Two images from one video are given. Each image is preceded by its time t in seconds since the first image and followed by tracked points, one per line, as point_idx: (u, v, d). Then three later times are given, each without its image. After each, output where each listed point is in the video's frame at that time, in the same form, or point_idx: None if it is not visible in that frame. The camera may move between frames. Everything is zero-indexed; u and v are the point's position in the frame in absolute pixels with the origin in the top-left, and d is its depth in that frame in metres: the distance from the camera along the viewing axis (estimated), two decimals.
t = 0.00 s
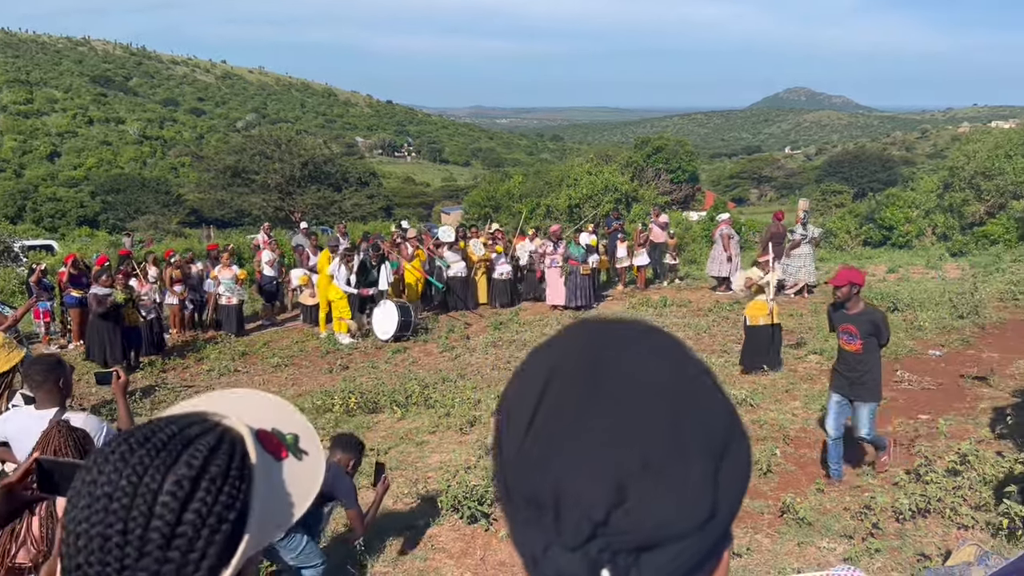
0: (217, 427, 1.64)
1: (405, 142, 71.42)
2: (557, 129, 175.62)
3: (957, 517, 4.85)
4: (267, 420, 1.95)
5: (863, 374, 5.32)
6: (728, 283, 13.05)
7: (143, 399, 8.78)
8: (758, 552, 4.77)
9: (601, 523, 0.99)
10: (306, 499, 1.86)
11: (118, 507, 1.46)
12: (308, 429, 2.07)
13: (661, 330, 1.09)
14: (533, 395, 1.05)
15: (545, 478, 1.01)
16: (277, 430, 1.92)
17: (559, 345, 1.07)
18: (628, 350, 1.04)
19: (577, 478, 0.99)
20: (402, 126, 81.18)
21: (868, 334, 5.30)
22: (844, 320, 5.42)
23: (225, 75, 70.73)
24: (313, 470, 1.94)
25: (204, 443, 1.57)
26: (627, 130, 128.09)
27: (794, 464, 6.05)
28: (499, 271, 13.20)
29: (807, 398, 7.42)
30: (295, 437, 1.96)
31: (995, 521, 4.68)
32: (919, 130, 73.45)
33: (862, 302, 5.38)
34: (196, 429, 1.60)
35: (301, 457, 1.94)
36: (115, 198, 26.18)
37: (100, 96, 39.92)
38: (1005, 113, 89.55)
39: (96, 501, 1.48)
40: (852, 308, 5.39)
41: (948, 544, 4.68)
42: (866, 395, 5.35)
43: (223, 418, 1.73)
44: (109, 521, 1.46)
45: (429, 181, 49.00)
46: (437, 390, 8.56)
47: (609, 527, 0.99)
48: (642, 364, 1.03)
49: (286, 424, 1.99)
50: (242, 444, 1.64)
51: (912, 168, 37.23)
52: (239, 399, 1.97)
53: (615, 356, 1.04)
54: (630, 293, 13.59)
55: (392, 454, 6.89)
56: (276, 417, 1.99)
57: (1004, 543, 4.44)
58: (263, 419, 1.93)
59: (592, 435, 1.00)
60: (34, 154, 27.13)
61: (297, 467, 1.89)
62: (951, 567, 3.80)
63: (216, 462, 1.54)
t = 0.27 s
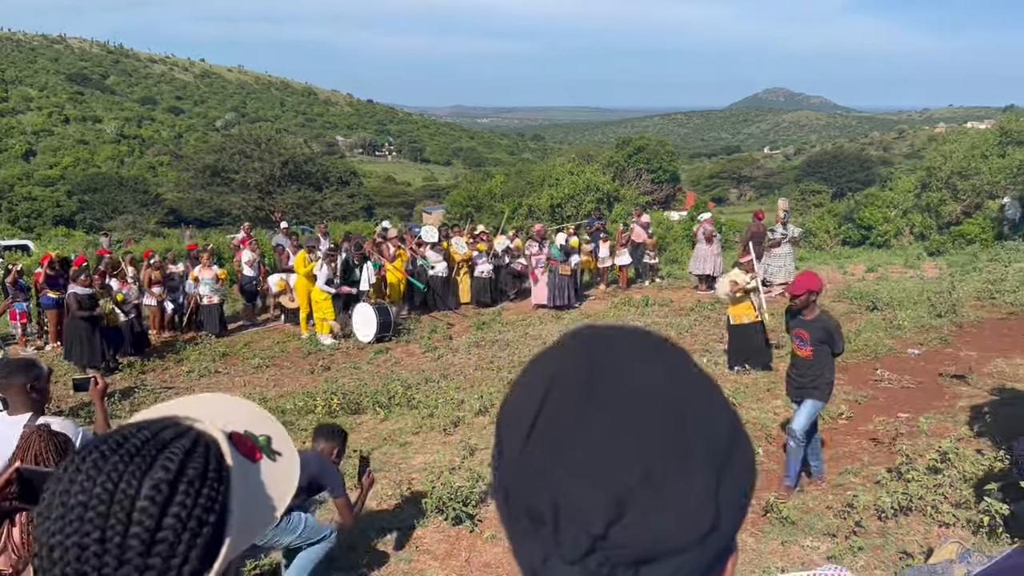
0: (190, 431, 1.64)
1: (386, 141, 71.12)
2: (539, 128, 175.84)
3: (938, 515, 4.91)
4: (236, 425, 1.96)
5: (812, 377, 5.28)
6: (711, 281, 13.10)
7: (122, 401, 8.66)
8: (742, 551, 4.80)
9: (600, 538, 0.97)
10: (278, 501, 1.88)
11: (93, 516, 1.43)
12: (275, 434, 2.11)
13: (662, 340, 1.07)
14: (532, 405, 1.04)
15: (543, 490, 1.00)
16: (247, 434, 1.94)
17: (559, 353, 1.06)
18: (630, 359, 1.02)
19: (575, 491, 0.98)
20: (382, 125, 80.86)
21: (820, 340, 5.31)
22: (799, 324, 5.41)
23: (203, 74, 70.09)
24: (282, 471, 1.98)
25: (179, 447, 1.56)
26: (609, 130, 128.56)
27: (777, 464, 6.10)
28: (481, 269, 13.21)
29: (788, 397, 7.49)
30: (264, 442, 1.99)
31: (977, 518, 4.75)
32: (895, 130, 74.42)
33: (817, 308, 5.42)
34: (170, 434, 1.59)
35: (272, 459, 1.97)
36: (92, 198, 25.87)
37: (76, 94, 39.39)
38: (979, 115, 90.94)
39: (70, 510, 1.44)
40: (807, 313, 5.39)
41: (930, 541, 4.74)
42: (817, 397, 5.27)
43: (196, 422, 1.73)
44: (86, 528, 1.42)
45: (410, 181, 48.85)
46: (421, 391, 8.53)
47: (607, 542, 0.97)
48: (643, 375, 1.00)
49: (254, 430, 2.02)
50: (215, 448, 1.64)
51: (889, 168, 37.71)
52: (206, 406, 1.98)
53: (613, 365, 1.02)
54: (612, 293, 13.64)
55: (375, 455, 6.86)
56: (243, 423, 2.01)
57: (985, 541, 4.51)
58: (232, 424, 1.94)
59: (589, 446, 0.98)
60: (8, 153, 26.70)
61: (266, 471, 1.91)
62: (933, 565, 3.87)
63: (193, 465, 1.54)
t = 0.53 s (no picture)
0: (220, 422, 1.62)
1: (365, 140, 70.69)
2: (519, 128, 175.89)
3: (917, 511, 4.98)
4: (262, 417, 1.94)
5: (756, 386, 5.37)
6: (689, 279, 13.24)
7: (98, 403, 8.54)
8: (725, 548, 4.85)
9: (596, 540, 0.96)
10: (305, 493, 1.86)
11: (130, 503, 1.41)
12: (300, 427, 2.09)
13: (659, 340, 1.08)
14: (526, 409, 1.04)
15: (538, 491, 1.00)
16: (272, 427, 1.92)
17: (553, 355, 1.06)
18: (625, 359, 1.02)
19: (572, 491, 0.97)
20: (361, 124, 80.39)
21: (766, 350, 5.37)
22: (749, 330, 5.47)
23: (179, 73, 69.27)
24: (308, 464, 1.97)
25: (211, 437, 1.54)
26: (588, 129, 128.91)
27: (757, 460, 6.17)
28: (459, 270, 13.14)
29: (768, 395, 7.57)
30: (288, 434, 1.96)
31: (955, 513, 4.83)
32: (870, 130, 75.39)
33: (769, 317, 5.46)
34: (199, 425, 1.57)
35: (297, 452, 1.96)
36: (67, 197, 25.46)
37: (50, 92, 38.75)
38: (952, 115, 92.29)
39: (107, 498, 1.42)
40: (758, 321, 5.44)
41: (910, 536, 4.81)
42: (758, 405, 5.36)
43: (223, 413, 1.71)
44: (123, 515, 1.40)
45: (389, 180, 48.63)
46: (402, 391, 8.50)
47: (605, 544, 0.96)
48: (638, 373, 1.01)
49: (278, 422, 1.99)
50: (245, 438, 1.62)
51: (864, 168, 38.20)
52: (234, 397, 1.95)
53: (609, 362, 1.02)
54: (593, 292, 13.67)
55: (357, 456, 6.83)
56: (268, 416, 1.98)
57: (963, 536, 4.59)
58: (257, 416, 1.92)
59: (584, 447, 0.97)
60: None
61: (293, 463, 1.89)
62: (912, 560, 3.93)
63: (227, 454, 1.52)
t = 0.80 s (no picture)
0: (234, 413, 1.60)
1: (342, 139, 70.20)
2: (497, 127, 175.77)
3: (894, 506, 5.05)
4: (276, 411, 1.91)
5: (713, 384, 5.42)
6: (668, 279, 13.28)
7: (71, 404, 8.39)
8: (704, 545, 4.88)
9: (577, 539, 0.97)
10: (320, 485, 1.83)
11: (149, 491, 1.41)
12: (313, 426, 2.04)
13: (644, 336, 1.07)
14: (506, 408, 1.04)
15: (519, 492, 0.99)
16: (286, 420, 1.89)
17: (533, 353, 1.06)
18: (605, 359, 1.02)
19: (553, 491, 0.97)
20: (338, 122, 79.78)
21: (718, 347, 5.43)
22: (700, 328, 5.52)
23: (153, 70, 68.32)
24: (319, 457, 1.91)
25: (226, 426, 1.52)
26: (566, 129, 129.15)
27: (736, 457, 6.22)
28: (438, 270, 13.12)
29: (746, 392, 7.64)
30: (301, 427, 1.93)
31: (931, 508, 4.91)
32: (844, 129, 76.39)
33: (718, 312, 5.52)
34: (211, 414, 1.56)
35: (309, 444, 1.93)
36: (38, 196, 24.97)
37: (19, 90, 37.99)
38: (924, 115, 93.73)
39: (125, 488, 1.42)
40: (708, 318, 5.50)
41: (886, 531, 4.88)
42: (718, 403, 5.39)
43: (239, 405, 1.69)
44: (142, 503, 1.41)
45: (367, 180, 48.34)
46: (381, 391, 8.45)
47: (586, 543, 0.96)
48: (618, 374, 1.00)
49: (293, 415, 1.96)
50: (260, 429, 1.61)
51: (839, 167, 38.67)
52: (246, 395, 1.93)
53: (591, 361, 1.01)
54: (572, 291, 13.70)
55: (335, 456, 6.78)
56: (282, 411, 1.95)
57: (939, 531, 4.67)
58: (272, 410, 1.89)
59: (564, 448, 0.97)
60: None
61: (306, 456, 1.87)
62: (890, 555, 4.00)
63: (242, 442, 1.51)
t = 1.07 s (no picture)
0: (237, 421, 1.61)
1: (319, 138, 69.74)
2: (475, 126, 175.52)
3: (871, 502, 5.12)
4: (276, 414, 1.89)
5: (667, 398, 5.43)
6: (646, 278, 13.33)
7: (44, 407, 8.23)
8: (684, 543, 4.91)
9: (572, 544, 0.97)
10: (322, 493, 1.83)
11: (155, 504, 1.42)
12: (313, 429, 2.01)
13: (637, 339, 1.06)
14: (499, 411, 1.03)
15: (513, 497, 0.99)
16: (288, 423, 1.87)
17: (526, 357, 1.05)
18: (599, 363, 1.01)
19: (546, 496, 0.97)
20: (316, 121, 79.19)
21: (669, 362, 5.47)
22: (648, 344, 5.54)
23: (127, 69, 67.36)
24: (322, 463, 1.87)
25: (230, 435, 1.53)
26: (544, 128, 129.29)
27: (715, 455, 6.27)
28: (415, 269, 13.00)
29: (725, 390, 7.70)
30: (304, 431, 1.91)
31: (908, 503, 4.98)
32: (819, 128, 77.29)
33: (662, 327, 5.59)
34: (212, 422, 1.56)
35: (314, 450, 1.90)
36: (9, 195, 24.50)
37: None
38: (897, 113, 95.08)
39: (129, 500, 1.43)
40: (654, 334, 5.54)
41: (864, 527, 4.94)
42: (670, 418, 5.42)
43: (241, 412, 1.69)
44: (148, 516, 1.42)
45: (345, 179, 48.05)
46: (360, 391, 8.40)
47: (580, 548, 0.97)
48: (611, 380, 0.99)
49: (293, 419, 1.93)
50: (263, 437, 1.61)
51: (815, 166, 39.12)
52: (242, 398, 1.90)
53: (584, 364, 1.01)
54: (552, 290, 13.72)
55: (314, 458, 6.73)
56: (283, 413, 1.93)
57: (916, 526, 4.74)
58: (273, 414, 1.87)
59: (556, 454, 0.97)
60: None
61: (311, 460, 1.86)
62: (867, 550, 4.06)
63: (246, 452, 1.51)
